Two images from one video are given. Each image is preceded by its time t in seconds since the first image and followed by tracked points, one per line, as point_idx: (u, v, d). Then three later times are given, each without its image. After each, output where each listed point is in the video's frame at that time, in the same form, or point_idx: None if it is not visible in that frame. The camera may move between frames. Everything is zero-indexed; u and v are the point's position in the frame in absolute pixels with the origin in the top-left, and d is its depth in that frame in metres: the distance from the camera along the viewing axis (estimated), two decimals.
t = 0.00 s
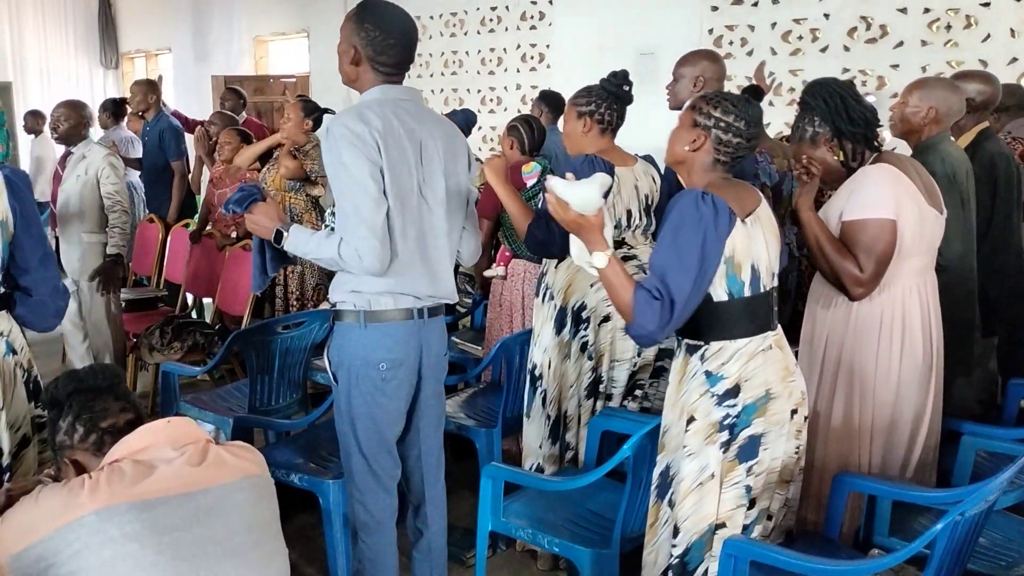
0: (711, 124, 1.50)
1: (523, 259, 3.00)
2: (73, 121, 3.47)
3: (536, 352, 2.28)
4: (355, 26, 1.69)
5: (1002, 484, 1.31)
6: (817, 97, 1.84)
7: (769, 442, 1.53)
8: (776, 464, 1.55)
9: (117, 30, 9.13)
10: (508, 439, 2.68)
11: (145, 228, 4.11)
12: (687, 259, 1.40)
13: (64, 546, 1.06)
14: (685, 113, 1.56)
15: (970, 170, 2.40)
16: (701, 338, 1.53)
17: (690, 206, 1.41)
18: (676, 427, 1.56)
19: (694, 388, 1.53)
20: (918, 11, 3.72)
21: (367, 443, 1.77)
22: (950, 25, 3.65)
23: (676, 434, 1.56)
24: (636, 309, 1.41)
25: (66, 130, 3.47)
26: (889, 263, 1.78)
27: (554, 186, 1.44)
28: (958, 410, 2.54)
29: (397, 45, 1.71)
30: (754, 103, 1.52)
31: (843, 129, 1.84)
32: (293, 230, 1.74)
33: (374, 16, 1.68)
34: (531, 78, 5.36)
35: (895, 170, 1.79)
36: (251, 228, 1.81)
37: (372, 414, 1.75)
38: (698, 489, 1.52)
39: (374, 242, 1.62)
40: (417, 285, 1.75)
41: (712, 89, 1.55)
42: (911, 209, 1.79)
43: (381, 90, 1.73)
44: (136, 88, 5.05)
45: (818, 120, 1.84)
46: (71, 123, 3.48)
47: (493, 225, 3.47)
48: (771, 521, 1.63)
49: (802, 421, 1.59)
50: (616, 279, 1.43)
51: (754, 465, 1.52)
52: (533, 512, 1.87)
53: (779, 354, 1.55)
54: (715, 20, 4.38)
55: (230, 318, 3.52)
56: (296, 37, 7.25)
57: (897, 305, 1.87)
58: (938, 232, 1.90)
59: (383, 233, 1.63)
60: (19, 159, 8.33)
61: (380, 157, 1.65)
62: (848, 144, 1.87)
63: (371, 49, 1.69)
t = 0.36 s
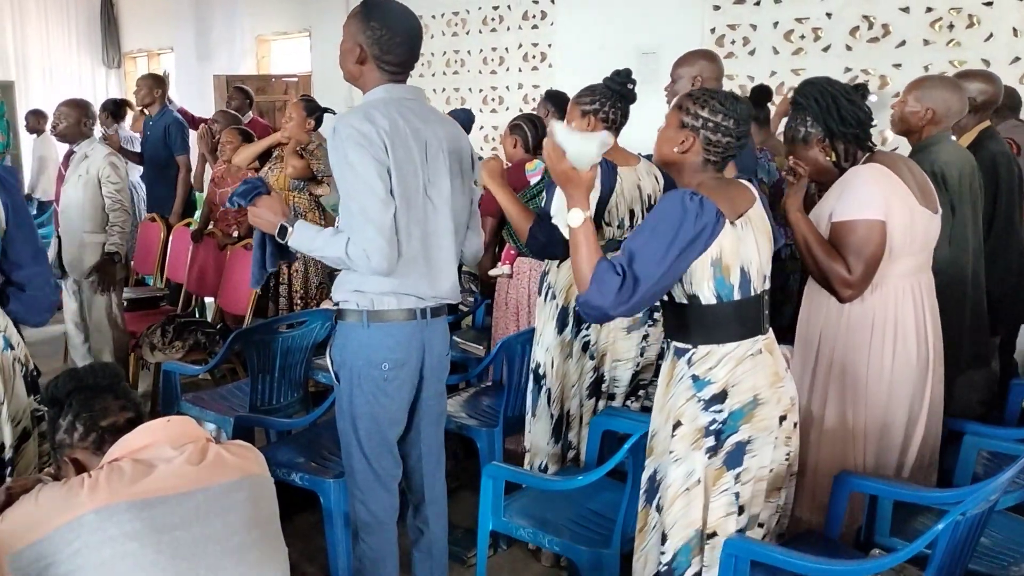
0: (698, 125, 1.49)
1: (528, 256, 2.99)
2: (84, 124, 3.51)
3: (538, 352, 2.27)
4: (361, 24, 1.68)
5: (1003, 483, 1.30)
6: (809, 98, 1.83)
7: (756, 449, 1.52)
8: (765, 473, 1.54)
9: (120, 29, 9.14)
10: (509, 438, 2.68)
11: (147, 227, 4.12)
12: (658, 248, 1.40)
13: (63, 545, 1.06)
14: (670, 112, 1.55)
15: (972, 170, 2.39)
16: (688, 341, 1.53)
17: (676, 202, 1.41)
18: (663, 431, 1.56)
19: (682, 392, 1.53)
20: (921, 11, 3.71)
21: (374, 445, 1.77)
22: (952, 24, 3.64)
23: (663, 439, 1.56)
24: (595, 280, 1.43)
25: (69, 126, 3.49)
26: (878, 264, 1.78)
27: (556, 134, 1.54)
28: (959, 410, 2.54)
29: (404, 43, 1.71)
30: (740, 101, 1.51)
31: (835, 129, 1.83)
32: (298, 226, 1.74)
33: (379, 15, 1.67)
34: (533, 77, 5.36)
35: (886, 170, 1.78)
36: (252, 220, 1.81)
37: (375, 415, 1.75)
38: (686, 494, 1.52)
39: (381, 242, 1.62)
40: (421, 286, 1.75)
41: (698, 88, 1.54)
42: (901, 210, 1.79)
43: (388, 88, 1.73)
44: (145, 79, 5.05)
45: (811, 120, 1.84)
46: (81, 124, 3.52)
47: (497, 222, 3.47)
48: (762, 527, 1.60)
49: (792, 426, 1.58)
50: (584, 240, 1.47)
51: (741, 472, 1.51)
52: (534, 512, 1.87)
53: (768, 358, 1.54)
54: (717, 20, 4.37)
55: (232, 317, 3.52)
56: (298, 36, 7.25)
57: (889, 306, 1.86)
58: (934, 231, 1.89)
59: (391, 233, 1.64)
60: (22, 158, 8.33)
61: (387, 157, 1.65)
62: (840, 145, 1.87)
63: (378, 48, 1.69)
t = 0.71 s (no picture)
0: (713, 119, 1.49)
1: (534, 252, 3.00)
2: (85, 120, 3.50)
3: (539, 350, 2.26)
4: (366, 21, 1.68)
5: (1005, 482, 1.30)
6: (806, 96, 1.83)
7: (763, 446, 1.51)
8: (771, 469, 1.54)
9: (121, 27, 9.14)
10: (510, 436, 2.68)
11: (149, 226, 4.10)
12: (664, 234, 1.42)
13: (64, 543, 1.06)
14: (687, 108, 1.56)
15: (972, 168, 2.39)
16: (696, 337, 1.54)
17: (686, 190, 1.42)
18: (668, 426, 1.56)
19: (689, 387, 1.53)
20: (923, 8, 3.71)
21: (372, 440, 1.77)
22: (955, 21, 3.64)
23: (669, 433, 1.55)
24: (600, 260, 1.45)
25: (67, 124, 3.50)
26: (875, 264, 1.77)
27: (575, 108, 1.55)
28: (961, 409, 2.54)
29: (407, 41, 1.70)
30: (758, 99, 1.51)
31: (832, 128, 1.84)
32: (302, 233, 1.73)
33: (383, 11, 1.67)
34: (534, 75, 5.35)
35: (884, 169, 1.78)
36: (256, 232, 1.81)
37: (378, 411, 1.75)
38: (690, 489, 1.51)
39: (394, 240, 1.63)
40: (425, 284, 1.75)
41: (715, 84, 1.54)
42: (899, 209, 1.79)
43: (393, 87, 1.72)
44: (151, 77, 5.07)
45: (808, 119, 1.84)
46: (84, 120, 3.51)
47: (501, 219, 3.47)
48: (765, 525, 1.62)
49: (799, 424, 1.58)
50: (587, 220, 1.51)
51: (747, 468, 1.50)
52: (536, 510, 1.87)
53: (777, 356, 1.54)
54: (720, 17, 4.36)
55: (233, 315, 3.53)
56: (300, 33, 7.25)
57: (889, 303, 1.87)
58: (933, 228, 1.89)
59: (402, 233, 1.64)
60: (22, 156, 8.33)
61: (395, 155, 1.65)
62: (838, 144, 1.87)
63: (381, 45, 1.69)
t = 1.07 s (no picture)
0: (748, 115, 1.49)
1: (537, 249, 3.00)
2: (89, 117, 3.52)
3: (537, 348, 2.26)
4: (368, 19, 1.68)
5: (1009, 481, 1.30)
6: (817, 97, 1.85)
7: (783, 437, 1.52)
8: (791, 460, 1.55)
9: (124, 25, 9.13)
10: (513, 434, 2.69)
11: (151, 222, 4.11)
12: (691, 225, 1.42)
13: (69, 540, 1.06)
14: (719, 108, 1.56)
15: (975, 166, 2.39)
16: (719, 329, 1.53)
17: (714, 184, 1.42)
18: (691, 419, 1.56)
19: (712, 378, 1.53)
20: (927, 7, 3.70)
21: (380, 435, 1.77)
22: (959, 20, 3.63)
23: (692, 425, 1.55)
24: (629, 250, 1.46)
25: (76, 124, 3.53)
26: (889, 261, 1.75)
27: (581, 108, 1.53)
28: (964, 407, 2.54)
29: (409, 38, 1.71)
30: (787, 101, 1.52)
31: (843, 127, 1.86)
32: (308, 219, 1.74)
33: (385, 10, 1.68)
34: (537, 73, 5.34)
35: (895, 165, 1.78)
36: (263, 213, 1.81)
37: (381, 410, 1.75)
38: (712, 481, 1.52)
39: (394, 238, 1.62)
40: (426, 282, 1.75)
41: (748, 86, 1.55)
42: (911, 205, 1.78)
43: (395, 84, 1.72)
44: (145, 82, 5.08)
45: (819, 119, 1.84)
46: (88, 116, 3.53)
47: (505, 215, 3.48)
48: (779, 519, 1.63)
49: (818, 418, 1.58)
50: (612, 214, 1.50)
51: (767, 459, 1.51)
52: (539, 507, 1.87)
53: (798, 350, 1.54)
54: (723, 15, 4.36)
55: (235, 313, 3.53)
56: (302, 31, 7.24)
57: (904, 299, 1.86)
58: (944, 225, 1.89)
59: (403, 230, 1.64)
60: (26, 154, 8.34)
61: (397, 153, 1.64)
62: (849, 142, 1.88)
63: (383, 42, 1.69)
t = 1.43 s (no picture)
0: (749, 114, 1.49)
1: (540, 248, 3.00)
2: (92, 117, 3.53)
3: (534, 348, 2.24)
4: (367, 20, 1.68)
5: (1012, 481, 1.30)
6: (826, 95, 1.83)
7: (783, 435, 1.53)
8: (792, 458, 1.55)
9: (127, 23, 9.15)
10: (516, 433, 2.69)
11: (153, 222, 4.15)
12: (698, 226, 1.42)
13: (72, 538, 1.06)
14: (720, 107, 1.56)
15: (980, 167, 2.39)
16: (721, 327, 1.54)
17: (715, 184, 1.43)
18: (693, 416, 1.55)
19: (713, 376, 1.53)
20: (931, 6, 3.70)
21: (384, 433, 1.78)
22: (963, 20, 3.63)
23: (693, 423, 1.55)
24: (641, 256, 1.45)
25: (79, 122, 3.54)
26: (903, 259, 1.76)
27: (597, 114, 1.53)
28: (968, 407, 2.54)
29: (405, 41, 1.70)
30: (788, 101, 1.52)
31: (853, 125, 1.84)
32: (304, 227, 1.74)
33: (384, 11, 1.68)
34: (540, 72, 5.34)
35: (906, 164, 1.78)
36: (259, 227, 1.83)
37: (382, 407, 1.76)
38: (713, 479, 1.51)
39: (392, 235, 1.62)
40: (427, 280, 1.74)
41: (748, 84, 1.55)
42: (924, 204, 1.79)
43: (396, 84, 1.73)
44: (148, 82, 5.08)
45: (828, 116, 1.83)
46: (91, 116, 3.54)
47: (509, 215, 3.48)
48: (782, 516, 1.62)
49: (819, 416, 1.58)
50: (623, 221, 1.48)
51: (768, 457, 1.51)
52: (540, 506, 1.87)
53: (799, 348, 1.54)
54: (727, 15, 4.35)
55: (239, 312, 3.54)
56: (305, 30, 7.25)
57: (916, 301, 1.86)
58: (955, 225, 1.89)
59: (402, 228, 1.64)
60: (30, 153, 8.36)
61: (397, 151, 1.65)
62: (858, 142, 1.87)
63: (380, 44, 1.69)
